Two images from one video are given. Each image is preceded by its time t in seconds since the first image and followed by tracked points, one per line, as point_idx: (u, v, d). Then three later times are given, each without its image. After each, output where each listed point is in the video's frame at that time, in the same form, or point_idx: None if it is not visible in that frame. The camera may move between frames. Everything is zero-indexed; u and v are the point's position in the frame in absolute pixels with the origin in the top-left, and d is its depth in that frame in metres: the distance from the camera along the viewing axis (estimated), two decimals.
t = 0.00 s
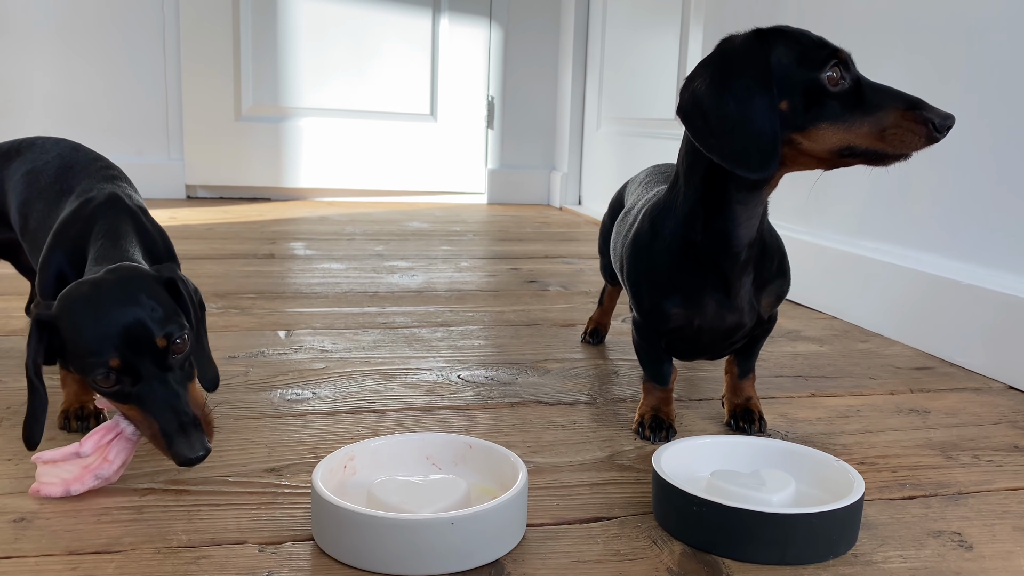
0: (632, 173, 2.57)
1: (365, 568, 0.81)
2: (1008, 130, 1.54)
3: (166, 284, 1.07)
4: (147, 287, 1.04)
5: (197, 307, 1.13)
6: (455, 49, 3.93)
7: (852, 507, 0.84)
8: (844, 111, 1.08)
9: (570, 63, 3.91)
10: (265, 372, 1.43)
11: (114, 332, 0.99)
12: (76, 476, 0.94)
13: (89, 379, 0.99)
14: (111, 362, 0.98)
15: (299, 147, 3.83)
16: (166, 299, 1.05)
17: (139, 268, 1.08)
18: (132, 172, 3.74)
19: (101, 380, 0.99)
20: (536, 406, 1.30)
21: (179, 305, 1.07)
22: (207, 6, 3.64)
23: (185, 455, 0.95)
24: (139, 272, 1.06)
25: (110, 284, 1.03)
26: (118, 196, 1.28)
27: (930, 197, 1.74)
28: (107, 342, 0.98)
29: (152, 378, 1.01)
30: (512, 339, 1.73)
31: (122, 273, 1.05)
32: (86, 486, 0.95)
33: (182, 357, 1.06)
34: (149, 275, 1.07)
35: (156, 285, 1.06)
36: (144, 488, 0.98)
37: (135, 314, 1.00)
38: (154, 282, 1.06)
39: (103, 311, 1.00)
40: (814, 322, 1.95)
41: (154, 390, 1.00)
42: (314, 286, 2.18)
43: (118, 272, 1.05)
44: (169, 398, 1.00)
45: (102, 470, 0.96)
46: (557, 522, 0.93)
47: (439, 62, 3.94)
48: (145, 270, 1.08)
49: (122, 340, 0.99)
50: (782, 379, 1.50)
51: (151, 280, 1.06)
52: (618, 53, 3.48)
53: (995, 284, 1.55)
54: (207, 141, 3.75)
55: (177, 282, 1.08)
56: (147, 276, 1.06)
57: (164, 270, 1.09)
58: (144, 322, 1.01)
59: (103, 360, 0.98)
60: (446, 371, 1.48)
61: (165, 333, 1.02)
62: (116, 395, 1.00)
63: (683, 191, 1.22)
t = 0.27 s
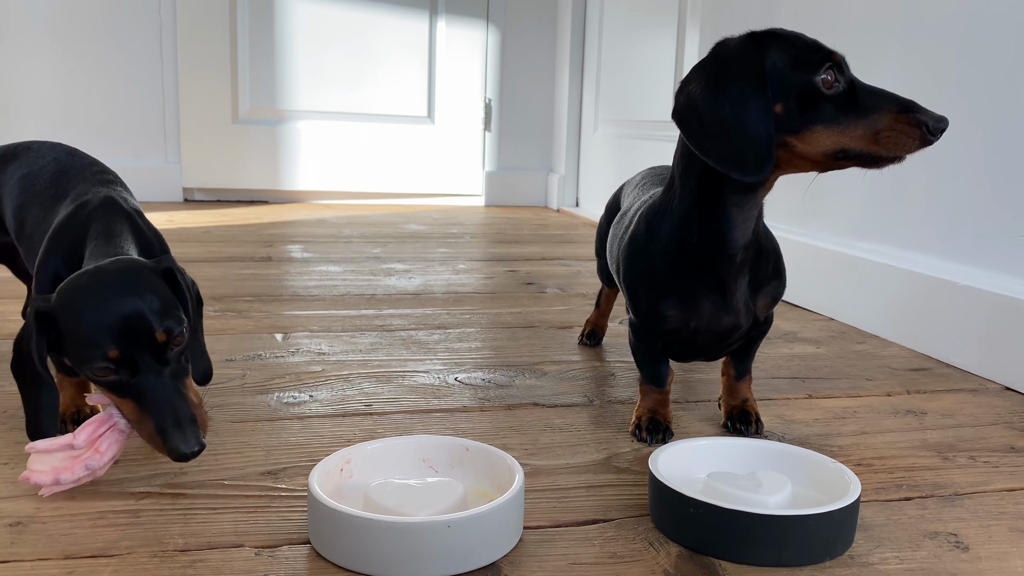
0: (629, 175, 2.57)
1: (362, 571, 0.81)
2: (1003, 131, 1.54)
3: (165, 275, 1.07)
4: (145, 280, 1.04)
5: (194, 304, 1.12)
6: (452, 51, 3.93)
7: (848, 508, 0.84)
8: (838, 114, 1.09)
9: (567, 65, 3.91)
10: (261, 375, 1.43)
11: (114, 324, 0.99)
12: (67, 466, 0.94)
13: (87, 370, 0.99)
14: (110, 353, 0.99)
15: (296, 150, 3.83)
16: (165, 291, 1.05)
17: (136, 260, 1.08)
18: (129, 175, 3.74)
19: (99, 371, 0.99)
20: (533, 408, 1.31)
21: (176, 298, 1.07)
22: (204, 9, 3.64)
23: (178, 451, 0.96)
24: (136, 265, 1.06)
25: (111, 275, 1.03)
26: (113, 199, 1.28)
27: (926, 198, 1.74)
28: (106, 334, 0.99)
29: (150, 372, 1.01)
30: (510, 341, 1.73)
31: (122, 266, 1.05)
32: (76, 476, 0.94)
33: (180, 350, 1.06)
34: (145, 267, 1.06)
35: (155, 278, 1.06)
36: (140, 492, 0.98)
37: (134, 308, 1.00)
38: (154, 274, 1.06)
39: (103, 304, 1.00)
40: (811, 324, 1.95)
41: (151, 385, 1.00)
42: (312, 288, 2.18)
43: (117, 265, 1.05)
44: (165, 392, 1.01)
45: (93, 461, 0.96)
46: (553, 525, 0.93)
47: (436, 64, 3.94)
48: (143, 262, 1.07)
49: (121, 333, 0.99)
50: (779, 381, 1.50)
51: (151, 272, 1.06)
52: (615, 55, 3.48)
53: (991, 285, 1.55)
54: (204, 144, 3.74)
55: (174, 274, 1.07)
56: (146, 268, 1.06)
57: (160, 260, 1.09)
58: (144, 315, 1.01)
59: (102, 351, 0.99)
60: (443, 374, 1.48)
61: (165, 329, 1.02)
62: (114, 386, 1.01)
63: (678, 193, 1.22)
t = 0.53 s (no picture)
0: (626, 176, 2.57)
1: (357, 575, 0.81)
2: (1000, 133, 1.54)
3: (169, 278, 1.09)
4: (152, 281, 1.05)
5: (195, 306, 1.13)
6: (451, 52, 3.93)
7: (844, 511, 0.84)
8: (831, 118, 1.09)
9: (565, 67, 3.92)
10: (258, 378, 1.43)
11: (130, 321, 0.99)
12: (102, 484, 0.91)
13: (108, 372, 0.98)
14: (130, 350, 0.98)
15: (294, 152, 3.83)
16: (171, 290, 1.06)
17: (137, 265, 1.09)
18: (126, 178, 3.74)
19: (121, 371, 0.99)
20: (530, 411, 1.30)
21: (182, 298, 1.08)
22: (202, 11, 3.64)
23: (218, 435, 0.97)
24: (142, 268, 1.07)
25: (119, 278, 1.03)
26: (108, 204, 1.27)
27: (923, 200, 1.74)
28: (123, 331, 0.99)
29: (172, 363, 1.01)
30: (507, 343, 1.72)
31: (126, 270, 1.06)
32: (114, 492, 0.91)
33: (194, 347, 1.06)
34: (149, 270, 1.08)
35: (160, 279, 1.07)
36: (136, 495, 0.98)
37: (145, 305, 1.01)
38: (158, 276, 1.07)
39: (115, 303, 1.00)
40: (809, 326, 1.95)
41: (175, 375, 1.00)
42: (309, 291, 2.18)
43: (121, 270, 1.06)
44: (192, 379, 1.01)
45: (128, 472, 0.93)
46: (549, 528, 0.93)
47: (434, 66, 3.94)
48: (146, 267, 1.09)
49: (139, 328, 0.99)
50: (776, 383, 1.50)
51: (155, 275, 1.07)
52: (613, 57, 3.48)
53: (988, 287, 1.55)
54: (202, 146, 3.74)
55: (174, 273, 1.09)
56: (151, 271, 1.07)
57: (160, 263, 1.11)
58: (157, 310, 1.02)
59: (121, 348, 0.98)
60: (440, 377, 1.48)
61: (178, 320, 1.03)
62: (137, 386, 1.00)
63: (673, 197, 1.22)
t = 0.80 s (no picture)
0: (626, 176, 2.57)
1: None
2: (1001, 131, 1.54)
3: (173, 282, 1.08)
4: (148, 288, 1.05)
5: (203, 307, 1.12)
6: (451, 53, 3.93)
7: (846, 512, 0.84)
8: (836, 119, 1.08)
9: (565, 67, 3.92)
10: (258, 379, 1.43)
11: (121, 332, 1.00)
12: (115, 481, 0.97)
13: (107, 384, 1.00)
14: (122, 362, 0.99)
15: (294, 153, 3.83)
16: (169, 294, 1.06)
17: (141, 273, 1.08)
18: (126, 178, 3.73)
19: (117, 382, 1.00)
20: (530, 411, 1.30)
21: (181, 300, 1.07)
22: (202, 11, 3.64)
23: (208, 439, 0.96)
24: (140, 275, 1.07)
25: (115, 289, 1.03)
26: (110, 205, 1.27)
27: (924, 200, 1.74)
28: (116, 343, 0.99)
29: (165, 370, 1.00)
30: (507, 344, 1.72)
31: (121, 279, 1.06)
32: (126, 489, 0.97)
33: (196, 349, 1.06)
34: (150, 276, 1.07)
35: (158, 283, 1.07)
36: (135, 496, 0.97)
37: (138, 315, 1.01)
38: (156, 281, 1.07)
39: (106, 314, 1.00)
40: (809, 326, 1.94)
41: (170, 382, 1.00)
42: (309, 291, 2.17)
43: (119, 279, 1.06)
44: (186, 386, 1.00)
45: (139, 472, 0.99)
46: (550, 528, 0.92)
47: (434, 66, 3.95)
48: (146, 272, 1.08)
49: (131, 339, 0.99)
50: (777, 383, 1.50)
51: (154, 281, 1.07)
52: (613, 58, 3.48)
53: (988, 287, 1.55)
54: (202, 146, 3.74)
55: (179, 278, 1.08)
56: (149, 278, 1.07)
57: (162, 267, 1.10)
58: (150, 319, 1.01)
59: (114, 361, 0.99)
60: (441, 377, 1.48)
61: (171, 325, 1.03)
62: (137, 395, 1.01)
63: (676, 197, 1.22)
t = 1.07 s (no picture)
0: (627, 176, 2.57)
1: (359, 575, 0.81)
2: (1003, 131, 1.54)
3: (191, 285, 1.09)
4: (172, 291, 1.05)
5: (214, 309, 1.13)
6: (452, 53, 3.93)
7: (849, 511, 0.84)
8: (839, 119, 1.08)
9: (566, 68, 3.92)
10: (260, 378, 1.43)
11: (148, 336, 0.99)
12: (130, 479, 0.96)
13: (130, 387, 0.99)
14: (148, 366, 0.99)
15: (296, 154, 3.84)
16: (192, 299, 1.06)
17: (161, 273, 1.09)
18: (128, 179, 3.74)
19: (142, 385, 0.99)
20: (532, 411, 1.30)
21: (200, 304, 1.07)
22: (203, 12, 3.64)
23: (234, 445, 0.98)
24: (162, 277, 1.07)
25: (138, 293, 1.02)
26: (114, 205, 1.28)
27: (925, 200, 1.74)
28: (142, 347, 0.99)
29: (190, 376, 1.01)
30: (509, 344, 1.72)
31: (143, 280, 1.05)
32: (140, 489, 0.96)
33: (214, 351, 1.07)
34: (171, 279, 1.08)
35: (179, 286, 1.07)
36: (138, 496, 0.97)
37: (163, 318, 1.01)
38: (178, 284, 1.07)
39: (134, 317, 1.00)
40: (811, 326, 1.94)
41: (193, 388, 1.01)
42: (311, 291, 2.17)
43: (143, 279, 1.05)
44: (211, 391, 1.01)
45: (153, 472, 0.97)
46: (552, 528, 0.92)
47: (435, 67, 3.95)
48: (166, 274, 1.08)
49: (158, 343, 0.99)
50: (778, 383, 1.50)
51: (175, 282, 1.07)
52: (614, 58, 3.48)
53: (991, 286, 1.55)
54: (203, 146, 3.74)
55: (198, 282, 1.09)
56: (171, 279, 1.07)
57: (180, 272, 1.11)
58: (176, 323, 1.01)
59: (140, 365, 0.98)
60: (443, 377, 1.48)
61: (195, 330, 1.03)
62: (159, 398, 1.01)
63: (679, 196, 1.22)
